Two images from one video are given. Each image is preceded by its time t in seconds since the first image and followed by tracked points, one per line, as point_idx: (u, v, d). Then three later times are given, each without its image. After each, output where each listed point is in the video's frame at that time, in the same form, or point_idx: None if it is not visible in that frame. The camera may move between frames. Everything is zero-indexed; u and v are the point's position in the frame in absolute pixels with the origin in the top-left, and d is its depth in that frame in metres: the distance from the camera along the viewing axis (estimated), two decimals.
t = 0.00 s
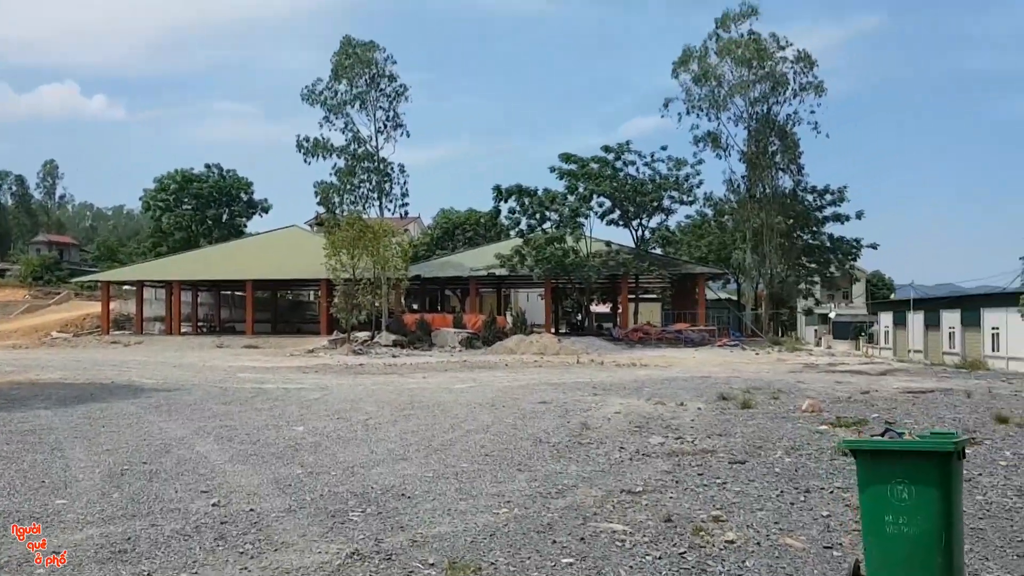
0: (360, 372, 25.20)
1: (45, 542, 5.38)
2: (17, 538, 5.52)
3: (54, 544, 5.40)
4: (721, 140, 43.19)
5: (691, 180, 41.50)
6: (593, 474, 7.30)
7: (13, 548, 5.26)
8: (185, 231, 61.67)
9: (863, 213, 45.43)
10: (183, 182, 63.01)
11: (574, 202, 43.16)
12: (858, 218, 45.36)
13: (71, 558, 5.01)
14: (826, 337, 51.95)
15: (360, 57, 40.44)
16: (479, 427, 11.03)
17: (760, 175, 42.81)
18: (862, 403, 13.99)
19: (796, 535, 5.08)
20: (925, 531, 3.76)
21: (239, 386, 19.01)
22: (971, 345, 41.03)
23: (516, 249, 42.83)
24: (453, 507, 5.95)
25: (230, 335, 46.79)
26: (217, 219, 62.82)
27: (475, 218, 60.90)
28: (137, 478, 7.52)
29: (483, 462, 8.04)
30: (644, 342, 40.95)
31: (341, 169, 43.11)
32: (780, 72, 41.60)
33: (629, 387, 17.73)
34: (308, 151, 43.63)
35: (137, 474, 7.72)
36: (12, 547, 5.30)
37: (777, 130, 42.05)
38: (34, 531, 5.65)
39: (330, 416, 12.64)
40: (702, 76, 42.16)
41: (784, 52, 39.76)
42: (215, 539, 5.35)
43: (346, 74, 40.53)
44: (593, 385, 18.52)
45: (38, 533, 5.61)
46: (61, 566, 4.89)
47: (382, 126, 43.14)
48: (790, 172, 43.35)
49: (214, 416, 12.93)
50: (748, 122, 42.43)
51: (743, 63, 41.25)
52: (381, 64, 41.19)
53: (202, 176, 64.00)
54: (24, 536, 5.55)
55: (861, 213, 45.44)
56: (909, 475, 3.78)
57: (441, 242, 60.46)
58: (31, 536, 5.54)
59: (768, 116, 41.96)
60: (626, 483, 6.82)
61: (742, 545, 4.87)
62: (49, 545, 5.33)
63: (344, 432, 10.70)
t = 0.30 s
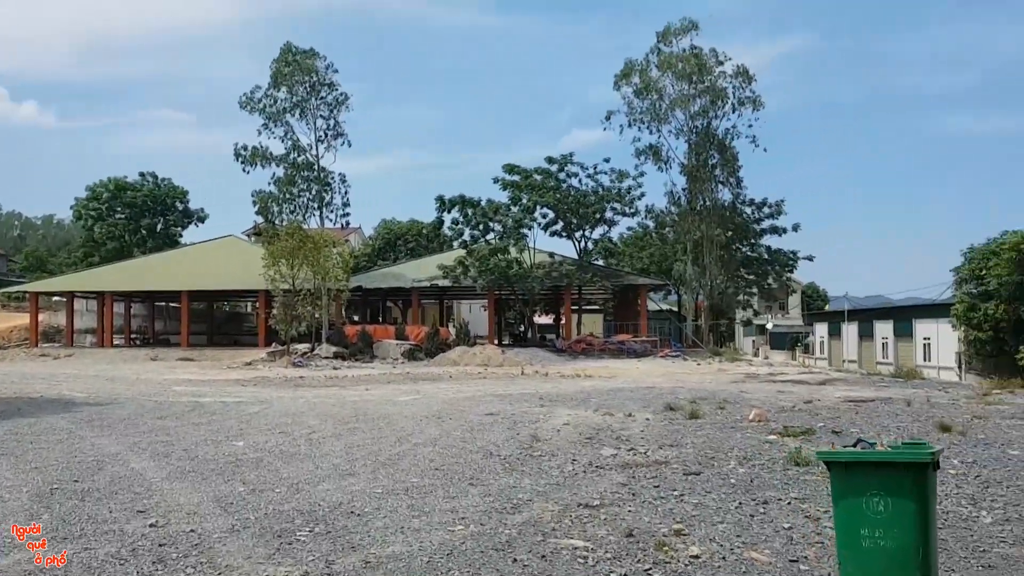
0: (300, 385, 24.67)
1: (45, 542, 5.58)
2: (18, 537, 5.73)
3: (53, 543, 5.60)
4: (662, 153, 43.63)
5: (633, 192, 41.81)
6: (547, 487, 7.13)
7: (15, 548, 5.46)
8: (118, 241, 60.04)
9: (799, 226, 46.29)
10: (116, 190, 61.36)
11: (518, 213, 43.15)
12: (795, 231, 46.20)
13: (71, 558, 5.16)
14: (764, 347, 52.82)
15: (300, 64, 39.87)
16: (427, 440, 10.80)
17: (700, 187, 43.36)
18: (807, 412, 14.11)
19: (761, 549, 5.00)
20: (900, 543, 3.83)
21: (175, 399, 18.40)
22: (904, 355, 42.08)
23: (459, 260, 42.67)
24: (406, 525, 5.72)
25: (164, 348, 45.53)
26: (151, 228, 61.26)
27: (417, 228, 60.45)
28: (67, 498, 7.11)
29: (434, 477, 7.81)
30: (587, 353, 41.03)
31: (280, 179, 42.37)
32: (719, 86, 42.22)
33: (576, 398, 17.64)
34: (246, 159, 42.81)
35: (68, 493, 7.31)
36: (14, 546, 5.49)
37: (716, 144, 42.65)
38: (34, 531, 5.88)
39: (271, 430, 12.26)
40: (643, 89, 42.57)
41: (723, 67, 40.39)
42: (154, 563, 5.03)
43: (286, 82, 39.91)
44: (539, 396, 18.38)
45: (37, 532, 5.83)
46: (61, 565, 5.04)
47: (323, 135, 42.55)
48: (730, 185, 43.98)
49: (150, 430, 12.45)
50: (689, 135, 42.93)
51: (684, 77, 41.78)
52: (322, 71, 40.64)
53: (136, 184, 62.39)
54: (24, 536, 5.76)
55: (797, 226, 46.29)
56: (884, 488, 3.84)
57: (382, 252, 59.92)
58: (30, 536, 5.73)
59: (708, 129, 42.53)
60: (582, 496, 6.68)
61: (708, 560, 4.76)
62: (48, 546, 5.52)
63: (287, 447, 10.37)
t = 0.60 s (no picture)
0: (244, 394, 24.07)
1: (44, 541, 5.81)
2: (19, 537, 6.00)
3: (52, 544, 5.83)
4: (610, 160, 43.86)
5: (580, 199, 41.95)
6: (505, 500, 6.95)
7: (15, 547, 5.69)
8: (52, 246, 58.24)
9: (743, 233, 46.87)
10: (51, 194, 59.57)
11: (465, 219, 42.96)
12: (739, 238, 46.76)
13: (70, 558, 5.39)
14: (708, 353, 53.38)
15: (242, 66, 39.14)
16: (379, 451, 10.55)
17: (647, 195, 43.72)
18: (757, 418, 14.16)
19: (728, 563, 4.91)
20: (881, 561, 3.87)
21: (113, 410, 17.76)
22: (844, 360, 42.84)
23: (406, 266, 42.41)
24: (362, 543, 5.48)
25: (101, 356, 44.22)
26: (88, 233, 59.57)
27: (363, 233, 59.77)
28: None
29: (388, 490, 7.57)
30: (535, 360, 40.95)
31: (221, 183, 41.48)
32: (666, 95, 42.56)
33: (527, 406, 17.49)
34: (186, 163, 41.87)
35: None
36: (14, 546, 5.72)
37: (662, 152, 43.04)
38: (33, 531, 6.15)
39: (215, 442, 11.85)
40: (590, 96, 42.77)
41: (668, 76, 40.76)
42: None
43: (228, 84, 39.14)
44: (489, 404, 18.19)
45: (37, 532, 6.11)
46: (62, 564, 5.25)
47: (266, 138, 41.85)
48: (676, 193, 44.36)
49: (88, 443, 11.97)
50: (635, 143, 43.23)
51: (630, 86, 42.05)
52: (266, 74, 39.96)
53: (72, 188, 60.63)
54: (24, 536, 6.02)
55: (741, 233, 46.87)
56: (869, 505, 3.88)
57: (327, 258, 59.16)
58: (30, 536, 6.00)
59: (654, 137, 42.85)
60: (542, 509, 6.51)
61: None
62: (49, 545, 5.76)
63: (232, 459, 10.02)
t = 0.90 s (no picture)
0: (216, 401, 23.63)
1: (44, 541, 5.98)
2: (19, 537, 6.24)
3: (53, 543, 6.01)
4: (585, 166, 43.80)
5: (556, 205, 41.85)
6: (490, 512, 6.74)
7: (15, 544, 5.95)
8: (19, 251, 57.22)
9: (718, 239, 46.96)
10: (19, 199, 58.58)
11: (441, 225, 42.69)
12: (713, 244, 46.85)
13: (68, 558, 5.49)
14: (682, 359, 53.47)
15: (213, 69, 38.63)
16: (356, 460, 10.30)
17: (622, 201, 43.74)
18: (738, 425, 14.05)
19: None
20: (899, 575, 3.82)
21: (81, 418, 17.30)
22: (818, 366, 43.05)
23: (380, 271, 42.14)
24: (344, 558, 5.24)
25: (69, 364, 43.42)
26: (56, 238, 58.57)
27: (336, 239, 59.25)
28: None
29: (368, 501, 7.34)
30: (511, 366, 40.78)
31: (191, 187, 40.88)
32: (640, 101, 42.56)
33: (506, 413, 17.27)
34: (156, 167, 41.24)
35: None
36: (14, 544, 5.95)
37: (637, 158, 43.10)
38: (33, 531, 6.39)
39: (187, 451, 11.53)
40: (566, 101, 42.74)
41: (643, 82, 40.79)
42: None
43: (198, 88, 38.62)
44: (467, 411, 17.93)
45: (37, 532, 6.35)
46: (63, 562, 5.41)
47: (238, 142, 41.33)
48: (651, 199, 44.37)
49: (54, 452, 11.60)
50: (610, 149, 43.25)
51: (605, 92, 42.07)
52: (236, 77, 39.49)
53: (39, 193, 59.66)
54: (25, 536, 6.27)
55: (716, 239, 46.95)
56: (884, 517, 3.85)
57: (300, 264, 58.59)
58: (30, 536, 6.21)
59: (629, 143, 42.90)
60: (530, 520, 6.32)
61: None
62: (49, 545, 5.92)
63: (205, 470, 9.71)
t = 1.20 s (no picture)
0: (198, 408, 23.30)
1: (43, 541, 6.18)
2: (19, 536, 6.47)
3: (51, 543, 6.21)
4: (570, 171, 43.73)
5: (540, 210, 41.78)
6: (488, 522, 6.54)
7: (16, 549, 5.98)
8: None
9: (702, 245, 46.99)
10: None
11: (425, 229, 42.45)
12: (697, 250, 46.89)
13: (70, 558, 5.62)
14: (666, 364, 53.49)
15: (194, 73, 38.25)
16: (347, 468, 10.08)
17: (606, 207, 43.72)
18: (729, 431, 13.93)
19: None
20: None
21: (61, 426, 16.95)
22: (801, 371, 43.14)
23: (364, 276, 41.91)
24: None
25: (47, 369, 42.79)
26: (33, 242, 57.86)
27: (319, 243, 58.83)
28: None
29: (361, 512, 7.14)
30: (495, 371, 40.62)
31: (172, 191, 40.42)
32: (625, 106, 42.53)
33: (494, 419, 17.08)
34: (137, 170, 40.74)
35: None
36: (15, 547, 6.03)
37: (622, 163, 43.09)
38: (33, 531, 6.62)
39: (171, 459, 11.26)
40: (551, 106, 42.70)
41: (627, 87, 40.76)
42: None
43: (178, 91, 38.20)
44: (455, 418, 17.72)
45: (37, 532, 6.58)
46: (60, 561, 5.57)
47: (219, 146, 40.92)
48: (635, 204, 44.34)
49: (33, 461, 11.30)
50: (595, 154, 43.25)
51: (590, 97, 42.02)
52: (218, 80, 39.07)
53: (17, 196, 58.96)
54: (25, 535, 6.49)
55: (699, 245, 46.99)
56: (918, 533, 3.81)
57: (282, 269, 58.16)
58: (30, 536, 6.44)
59: (614, 148, 42.91)
60: (529, 532, 6.14)
61: None
62: (48, 545, 6.13)
63: (191, 479, 9.46)
